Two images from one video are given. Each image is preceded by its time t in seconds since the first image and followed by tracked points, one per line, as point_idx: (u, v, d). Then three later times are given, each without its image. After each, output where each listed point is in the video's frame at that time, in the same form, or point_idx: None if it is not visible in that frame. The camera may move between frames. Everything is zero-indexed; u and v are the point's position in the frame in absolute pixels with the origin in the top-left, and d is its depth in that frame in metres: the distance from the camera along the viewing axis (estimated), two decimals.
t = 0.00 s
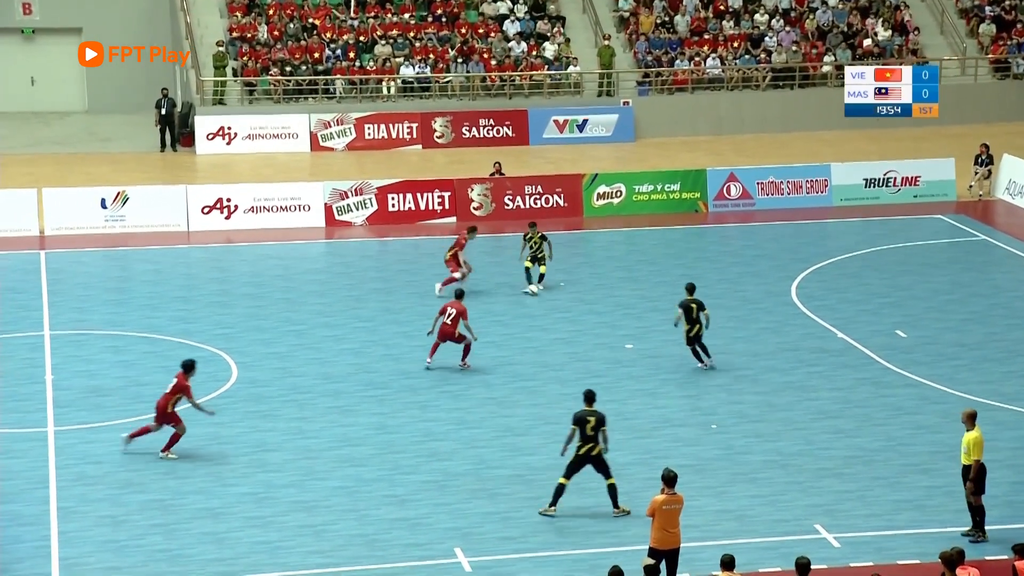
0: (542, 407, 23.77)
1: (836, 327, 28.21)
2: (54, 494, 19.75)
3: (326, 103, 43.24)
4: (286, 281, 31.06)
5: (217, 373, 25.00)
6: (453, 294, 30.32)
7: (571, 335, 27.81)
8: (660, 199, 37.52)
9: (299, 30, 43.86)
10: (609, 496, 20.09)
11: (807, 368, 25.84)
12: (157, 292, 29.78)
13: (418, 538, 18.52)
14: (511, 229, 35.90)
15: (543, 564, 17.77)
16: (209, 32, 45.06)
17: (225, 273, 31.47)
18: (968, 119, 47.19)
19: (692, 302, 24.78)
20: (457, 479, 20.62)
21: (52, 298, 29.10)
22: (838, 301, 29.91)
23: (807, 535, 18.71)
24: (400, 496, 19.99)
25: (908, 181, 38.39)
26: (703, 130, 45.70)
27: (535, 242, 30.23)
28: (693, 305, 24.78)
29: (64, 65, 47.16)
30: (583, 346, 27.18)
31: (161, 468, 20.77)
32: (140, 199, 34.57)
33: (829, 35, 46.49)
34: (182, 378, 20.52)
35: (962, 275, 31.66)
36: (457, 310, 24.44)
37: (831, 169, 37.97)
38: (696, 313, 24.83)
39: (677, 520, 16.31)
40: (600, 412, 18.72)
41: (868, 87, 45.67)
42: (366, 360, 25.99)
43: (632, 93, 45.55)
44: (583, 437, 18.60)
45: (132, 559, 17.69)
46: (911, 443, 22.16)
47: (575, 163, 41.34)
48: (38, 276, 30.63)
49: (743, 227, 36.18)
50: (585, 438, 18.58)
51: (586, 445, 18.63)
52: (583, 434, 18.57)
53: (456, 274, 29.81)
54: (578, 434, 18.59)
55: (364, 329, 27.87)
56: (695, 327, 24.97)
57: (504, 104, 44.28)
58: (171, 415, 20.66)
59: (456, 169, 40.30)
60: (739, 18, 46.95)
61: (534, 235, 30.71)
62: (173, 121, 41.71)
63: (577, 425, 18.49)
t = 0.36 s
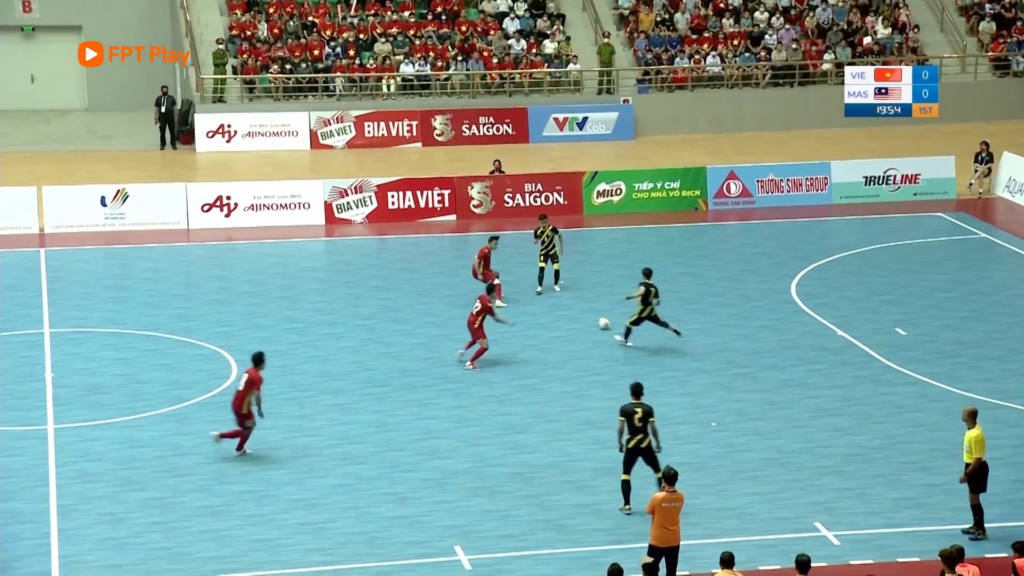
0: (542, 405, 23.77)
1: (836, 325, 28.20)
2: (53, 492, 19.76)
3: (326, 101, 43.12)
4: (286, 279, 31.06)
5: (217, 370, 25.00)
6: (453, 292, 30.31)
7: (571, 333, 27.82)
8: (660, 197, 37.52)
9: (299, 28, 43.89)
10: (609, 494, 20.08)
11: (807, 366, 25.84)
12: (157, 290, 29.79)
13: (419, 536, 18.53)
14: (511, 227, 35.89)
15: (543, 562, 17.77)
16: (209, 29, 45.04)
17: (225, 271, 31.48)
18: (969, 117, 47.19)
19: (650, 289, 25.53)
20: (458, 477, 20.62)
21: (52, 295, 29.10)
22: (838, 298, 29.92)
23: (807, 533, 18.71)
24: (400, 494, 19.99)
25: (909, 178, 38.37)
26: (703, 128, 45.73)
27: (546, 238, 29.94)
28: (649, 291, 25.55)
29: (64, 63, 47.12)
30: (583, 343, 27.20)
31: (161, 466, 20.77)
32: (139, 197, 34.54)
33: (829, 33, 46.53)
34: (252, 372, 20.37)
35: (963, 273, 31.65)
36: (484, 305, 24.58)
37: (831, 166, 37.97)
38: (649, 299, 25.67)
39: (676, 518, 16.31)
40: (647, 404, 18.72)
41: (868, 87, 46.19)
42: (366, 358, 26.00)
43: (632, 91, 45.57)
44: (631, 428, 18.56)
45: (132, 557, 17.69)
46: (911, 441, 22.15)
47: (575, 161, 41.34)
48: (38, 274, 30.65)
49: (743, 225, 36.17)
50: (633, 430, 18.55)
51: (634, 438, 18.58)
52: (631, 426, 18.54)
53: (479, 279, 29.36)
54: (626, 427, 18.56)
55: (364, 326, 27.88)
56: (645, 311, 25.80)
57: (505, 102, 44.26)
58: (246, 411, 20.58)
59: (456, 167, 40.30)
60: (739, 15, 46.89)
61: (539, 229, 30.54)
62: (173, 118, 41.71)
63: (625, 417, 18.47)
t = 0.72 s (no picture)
0: (542, 404, 23.77)
1: (835, 323, 28.20)
2: (53, 490, 19.77)
3: (326, 99, 43.13)
4: (285, 277, 31.05)
5: (217, 369, 25.02)
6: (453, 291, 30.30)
7: (570, 332, 27.81)
8: (660, 195, 37.54)
9: (299, 26, 43.92)
10: (609, 493, 20.09)
11: (807, 364, 25.84)
12: (157, 288, 29.79)
13: (419, 535, 18.53)
14: (511, 225, 35.90)
15: (543, 561, 17.78)
16: (209, 27, 45.07)
17: (225, 270, 31.46)
18: (969, 117, 47.15)
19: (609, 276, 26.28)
20: (458, 476, 20.62)
21: (52, 294, 29.08)
22: (838, 297, 29.90)
23: (807, 532, 18.71)
24: (400, 492, 20.01)
25: (908, 177, 38.35)
26: (701, 126, 45.75)
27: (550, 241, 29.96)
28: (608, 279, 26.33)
29: (63, 61, 47.10)
30: (582, 342, 27.19)
31: (161, 464, 20.77)
32: (139, 196, 34.50)
33: (829, 31, 46.57)
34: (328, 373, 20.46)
35: (963, 271, 31.64)
36: (522, 294, 25.21)
37: (831, 165, 37.97)
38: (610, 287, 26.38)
39: (676, 516, 16.31)
40: (688, 395, 18.96)
41: (867, 87, 45.24)
42: (365, 356, 26.01)
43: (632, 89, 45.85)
44: (673, 421, 18.83)
45: (132, 555, 17.70)
46: (910, 440, 22.15)
47: (575, 159, 41.34)
48: (37, 272, 30.64)
49: (743, 223, 36.15)
50: (674, 423, 18.82)
51: (676, 430, 18.86)
52: (671, 419, 18.80)
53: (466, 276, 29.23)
54: (667, 419, 18.83)
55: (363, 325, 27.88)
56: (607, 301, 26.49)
57: (504, 100, 44.29)
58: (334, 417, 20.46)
59: (456, 165, 40.28)
60: (739, 14, 46.82)
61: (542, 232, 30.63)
62: (174, 117, 41.75)
63: (665, 410, 18.74)
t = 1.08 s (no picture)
0: (607, 401, 23.73)
1: (904, 322, 27.84)
2: (125, 482, 19.86)
3: (390, 96, 42.97)
4: (352, 273, 31.28)
5: (284, 363, 25.26)
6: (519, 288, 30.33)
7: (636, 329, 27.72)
8: (725, 193, 37.30)
9: (362, 23, 44.01)
10: (674, 491, 20.02)
11: (875, 364, 25.55)
12: (226, 283, 30.11)
13: (486, 530, 18.57)
14: (574, 222, 35.84)
15: (610, 558, 17.75)
16: (275, 25, 45.38)
17: (293, 265, 31.75)
18: None
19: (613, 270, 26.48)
20: (523, 472, 20.65)
21: (123, 288, 29.36)
22: (907, 296, 29.53)
23: (877, 533, 18.50)
24: (466, 488, 20.07)
25: (978, 175, 37.78)
26: (767, 124, 45.29)
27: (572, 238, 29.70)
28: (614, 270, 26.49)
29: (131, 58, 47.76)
30: (647, 340, 27.12)
31: (231, 457, 20.95)
32: (205, 190, 34.72)
33: (895, 28, 45.98)
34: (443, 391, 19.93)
35: None
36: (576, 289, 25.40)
37: (899, 163, 37.46)
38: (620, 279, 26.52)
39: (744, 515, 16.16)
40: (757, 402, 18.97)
41: (868, 88, 45.37)
42: (432, 352, 26.12)
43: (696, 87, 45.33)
44: (750, 429, 18.84)
45: (204, 547, 17.84)
46: (981, 441, 21.82)
47: (638, 156, 41.22)
48: (108, 266, 31.04)
49: (809, 221, 35.80)
50: (751, 431, 18.82)
51: (755, 439, 18.85)
52: (748, 427, 18.81)
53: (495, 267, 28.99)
54: (745, 429, 18.85)
55: (429, 321, 27.99)
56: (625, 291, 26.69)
57: (568, 97, 44.10)
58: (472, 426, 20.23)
59: (520, 162, 40.31)
60: (804, 10, 46.23)
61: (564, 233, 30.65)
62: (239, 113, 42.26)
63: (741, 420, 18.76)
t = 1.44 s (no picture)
0: (830, 404, 23.21)
1: None
2: (351, 467, 20.34)
3: (615, 92, 42.82)
4: (573, 268, 31.48)
5: (504, 356, 25.60)
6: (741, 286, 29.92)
7: (861, 332, 26.99)
8: (960, 194, 35.96)
9: (588, 20, 44.31)
10: (900, 500, 19.44)
11: None
12: (449, 276, 30.69)
13: (704, 531, 18.38)
14: (799, 222, 35.13)
15: (833, 565, 17.35)
16: (504, 21, 45.90)
17: (515, 260, 32.10)
18: None
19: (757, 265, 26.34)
20: (742, 474, 20.36)
21: (351, 278, 30.13)
22: None
23: None
24: (683, 487, 19.91)
25: None
26: (1005, 124, 43.58)
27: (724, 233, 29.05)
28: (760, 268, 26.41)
29: (365, 54, 49.22)
30: (873, 343, 26.36)
31: (451, 447, 21.27)
32: (433, 183, 35.26)
33: None
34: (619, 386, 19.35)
35: None
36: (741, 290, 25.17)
37: None
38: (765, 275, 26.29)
39: (975, 528, 15.50)
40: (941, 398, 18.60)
41: (867, 87, 43.04)
42: (651, 350, 26.04)
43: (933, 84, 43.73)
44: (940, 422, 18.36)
45: (426, 534, 18.12)
46: None
47: (869, 155, 40.01)
48: (337, 256, 31.86)
49: None
50: (943, 423, 18.35)
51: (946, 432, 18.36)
52: (940, 419, 18.34)
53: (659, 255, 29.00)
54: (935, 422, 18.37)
55: (649, 318, 27.91)
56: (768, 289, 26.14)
57: (798, 93, 43.24)
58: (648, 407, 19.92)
59: (745, 160, 39.65)
60: None
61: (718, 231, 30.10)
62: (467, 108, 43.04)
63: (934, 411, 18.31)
